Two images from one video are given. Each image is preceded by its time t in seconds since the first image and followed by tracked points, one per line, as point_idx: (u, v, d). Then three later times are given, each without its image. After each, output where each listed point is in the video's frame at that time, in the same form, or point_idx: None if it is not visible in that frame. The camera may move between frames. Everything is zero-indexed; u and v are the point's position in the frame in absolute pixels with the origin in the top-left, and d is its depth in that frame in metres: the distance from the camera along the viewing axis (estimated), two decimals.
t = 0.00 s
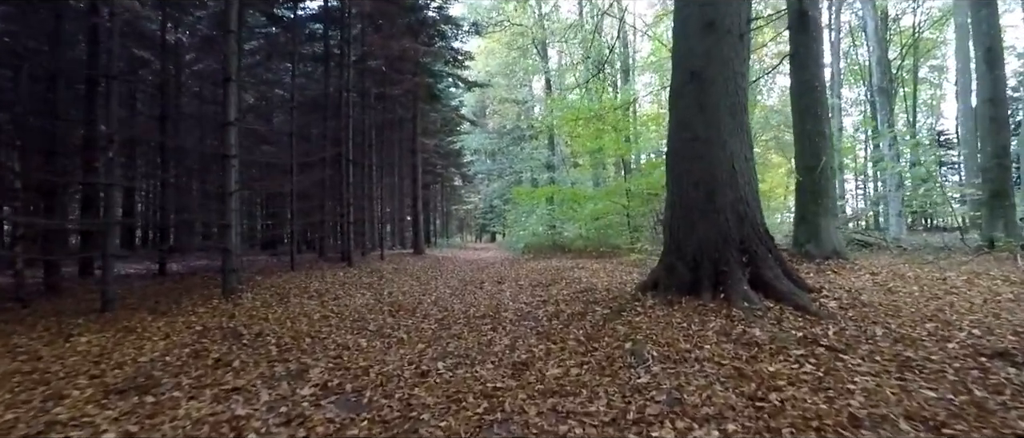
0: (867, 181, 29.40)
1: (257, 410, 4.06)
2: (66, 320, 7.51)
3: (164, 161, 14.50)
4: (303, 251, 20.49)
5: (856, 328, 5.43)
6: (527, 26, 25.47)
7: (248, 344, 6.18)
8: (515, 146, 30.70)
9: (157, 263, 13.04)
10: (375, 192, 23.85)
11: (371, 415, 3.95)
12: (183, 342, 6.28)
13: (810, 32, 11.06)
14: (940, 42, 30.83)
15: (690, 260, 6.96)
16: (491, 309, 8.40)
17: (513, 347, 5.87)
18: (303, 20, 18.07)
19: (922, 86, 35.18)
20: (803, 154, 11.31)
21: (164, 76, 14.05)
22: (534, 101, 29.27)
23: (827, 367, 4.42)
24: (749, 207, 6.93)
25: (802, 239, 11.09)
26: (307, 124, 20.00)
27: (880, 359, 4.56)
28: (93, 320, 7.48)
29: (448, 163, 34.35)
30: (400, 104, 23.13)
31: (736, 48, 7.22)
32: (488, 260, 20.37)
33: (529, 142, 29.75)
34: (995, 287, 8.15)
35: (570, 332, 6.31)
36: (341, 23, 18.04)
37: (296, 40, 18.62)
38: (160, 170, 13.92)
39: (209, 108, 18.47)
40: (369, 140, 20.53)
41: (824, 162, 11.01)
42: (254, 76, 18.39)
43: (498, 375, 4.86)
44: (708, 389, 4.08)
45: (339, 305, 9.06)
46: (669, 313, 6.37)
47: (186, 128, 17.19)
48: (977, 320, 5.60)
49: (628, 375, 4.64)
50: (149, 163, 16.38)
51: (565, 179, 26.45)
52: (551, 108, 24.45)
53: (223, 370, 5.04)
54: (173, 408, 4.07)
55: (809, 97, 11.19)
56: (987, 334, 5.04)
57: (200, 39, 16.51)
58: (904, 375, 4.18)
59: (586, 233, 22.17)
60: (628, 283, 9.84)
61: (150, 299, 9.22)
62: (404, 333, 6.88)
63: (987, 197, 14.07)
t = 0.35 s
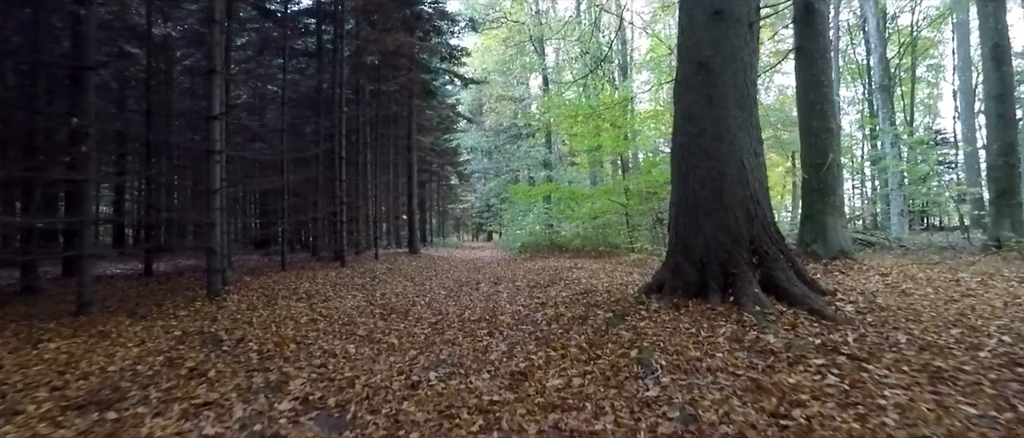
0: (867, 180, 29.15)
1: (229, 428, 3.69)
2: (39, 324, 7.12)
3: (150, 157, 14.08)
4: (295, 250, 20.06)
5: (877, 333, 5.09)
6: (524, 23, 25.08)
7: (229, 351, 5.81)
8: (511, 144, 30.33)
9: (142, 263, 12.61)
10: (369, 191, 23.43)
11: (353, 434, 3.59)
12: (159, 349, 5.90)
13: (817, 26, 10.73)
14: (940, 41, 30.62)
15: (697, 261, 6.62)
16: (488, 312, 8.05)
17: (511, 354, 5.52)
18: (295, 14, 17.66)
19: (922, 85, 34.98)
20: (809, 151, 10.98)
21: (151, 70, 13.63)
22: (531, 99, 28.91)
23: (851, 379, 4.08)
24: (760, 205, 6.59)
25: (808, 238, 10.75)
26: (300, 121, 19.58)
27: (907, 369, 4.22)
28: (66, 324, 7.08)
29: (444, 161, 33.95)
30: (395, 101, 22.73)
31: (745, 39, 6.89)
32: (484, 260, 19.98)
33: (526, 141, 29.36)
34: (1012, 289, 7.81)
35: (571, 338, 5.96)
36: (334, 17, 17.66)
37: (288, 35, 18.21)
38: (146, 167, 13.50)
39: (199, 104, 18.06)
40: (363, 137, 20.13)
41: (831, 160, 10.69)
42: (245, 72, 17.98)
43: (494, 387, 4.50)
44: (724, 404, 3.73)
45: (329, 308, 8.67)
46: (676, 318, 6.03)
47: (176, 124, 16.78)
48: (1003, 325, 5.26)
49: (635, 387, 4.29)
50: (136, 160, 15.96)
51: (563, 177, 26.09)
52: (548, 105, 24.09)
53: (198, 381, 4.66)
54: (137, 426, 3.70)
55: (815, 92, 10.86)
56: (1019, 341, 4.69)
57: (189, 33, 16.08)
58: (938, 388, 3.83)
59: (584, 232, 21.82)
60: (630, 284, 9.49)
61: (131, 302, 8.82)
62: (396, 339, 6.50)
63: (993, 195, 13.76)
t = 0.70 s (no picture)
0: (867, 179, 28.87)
1: None
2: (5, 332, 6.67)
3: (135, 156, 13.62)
4: (287, 251, 19.62)
5: (905, 342, 4.73)
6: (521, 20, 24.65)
7: (206, 361, 5.39)
8: (508, 143, 29.95)
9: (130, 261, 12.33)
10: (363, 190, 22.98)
11: None
12: (132, 358, 5.48)
13: (825, 19, 10.40)
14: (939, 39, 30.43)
15: (708, 263, 6.25)
16: (485, 316, 7.66)
17: (511, 364, 5.14)
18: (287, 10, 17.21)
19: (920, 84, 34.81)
20: (816, 148, 10.63)
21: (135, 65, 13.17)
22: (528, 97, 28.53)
23: (886, 394, 3.70)
24: (774, 204, 6.23)
25: (815, 239, 10.42)
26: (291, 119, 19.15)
27: (946, 383, 3.84)
28: (36, 332, 6.64)
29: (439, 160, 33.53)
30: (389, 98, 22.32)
31: (757, 28, 6.52)
32: (480, 260, 19.58)
33: (523, 139, 28.92)
34: None
35: (575, 346, 5.57)
36: (326, 12, 17.21)
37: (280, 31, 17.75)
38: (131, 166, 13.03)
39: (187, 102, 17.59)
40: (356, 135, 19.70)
41: (839, 158, 10.34)
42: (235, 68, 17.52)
43: (493, 403, 4.11)
44: (749, 426, 3.36)
45: (318, 312, 8.25)
46: (687, 324, 5.66)
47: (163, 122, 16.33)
48: None
49: (647, 404, 3.91)
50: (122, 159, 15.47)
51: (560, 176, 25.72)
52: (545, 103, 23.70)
53: (167, 397, 4.25)
54: None
55: (823, 88, 10.53)
56: None
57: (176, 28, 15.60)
58: (985, 406, 3.46)
59: (582, 232, 21.45)
60: (633, 286, 9.12)
61: (108, 306, 8.37)
62: (389, 346, 6.11)
63: (1000, 194, 13.43)
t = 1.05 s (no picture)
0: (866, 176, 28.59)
1: None
2: None
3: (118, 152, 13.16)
4: (278, 250, 19.16)
5: (936, 348, 4.35)
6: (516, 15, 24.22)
7: (177, 370, 4.97)
8: (503, 140, 29.48)
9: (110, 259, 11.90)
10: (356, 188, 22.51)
11: None
12: (97, 367, 5.05)
13: (832, 9, 10.02)
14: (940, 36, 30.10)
15: (717, 263, 5.87)
16: (479, 319, 7.26)
17: (508, 374, 4.75)
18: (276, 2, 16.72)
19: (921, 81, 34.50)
20: (824, 143, 10.27)
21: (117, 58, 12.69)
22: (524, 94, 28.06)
23: (925, 410, 3.33)
24: (788, 200, 5.85)
25: (823, 237, 10.04)
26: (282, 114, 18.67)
27: (990, 397, 3.46)
28: None
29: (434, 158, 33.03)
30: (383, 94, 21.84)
31: (767, 14, 6.15)
32: (476, 259, 19.15)
33: (518, 136, 28.47)
34: None
35: (577, 353, 5.18)
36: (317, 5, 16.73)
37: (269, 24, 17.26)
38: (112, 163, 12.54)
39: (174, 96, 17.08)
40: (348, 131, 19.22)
41: (848, 153, 9.98)
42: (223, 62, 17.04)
43: (487, 420, 3.71)
44: None
45: (305, 315, 7.83)
46: (697, 329, 5.28)
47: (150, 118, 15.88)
48: None
49: (659, 421, 3.53)
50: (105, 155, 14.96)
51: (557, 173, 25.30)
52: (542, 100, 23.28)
53: (125, 414, 3.83)
54: None
55: (830, 80, 10.16)
56: None
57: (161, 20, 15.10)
58: None
59: (580, 230, 21.06)
60: (635, 287, 8.75)
61: (81, 309, 7.91)
62: (377, 353, 5.70)
63: (1008, 191, 13.07)
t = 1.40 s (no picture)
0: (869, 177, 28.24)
1: None
2: None
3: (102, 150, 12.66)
4: (271, 252, 18.71)
5: (984, 365, 3.93)
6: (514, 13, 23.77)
7: (145, 387, 4.52)
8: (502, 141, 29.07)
9: (93, 264, 11.41)
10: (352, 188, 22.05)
11: None
12: (56, 383, 4.59)
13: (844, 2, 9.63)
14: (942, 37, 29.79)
15: (733, 269, 5.45)
16: (478, 326, 6.84)
17: (508, 393, 4.30)
18: None
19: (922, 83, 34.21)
20: (835, 141, 9.87)
21: (103, 54, 12.21)
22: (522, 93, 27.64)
23: None
24: (810, 200, 5.44)
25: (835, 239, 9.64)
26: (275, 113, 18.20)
27: None
28: None
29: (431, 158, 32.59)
30: (379, 93, 21.42)
31: (786, 2, 5.76)
32: (474, 262, 18.72)
33: (517, 137, 28.05)
34: None
35: (585, 366, 4.75)
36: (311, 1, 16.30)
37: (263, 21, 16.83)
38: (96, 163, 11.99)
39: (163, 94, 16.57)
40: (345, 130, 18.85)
41: (861, 151, 9.59)
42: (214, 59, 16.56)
43: None
44: None
45: (292, 321, 7.39)
46: (714, 340, 4.86)
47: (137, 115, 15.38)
48: None
49: None
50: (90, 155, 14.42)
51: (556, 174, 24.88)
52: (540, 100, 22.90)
53: None
54: None
55: (842, 76, 9.76)
56: None
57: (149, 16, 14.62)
58: None
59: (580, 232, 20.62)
60: (641, 292, 8.34)
61: (55, 316, 7.43)
62: (367, 366, 5.27)
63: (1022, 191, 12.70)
